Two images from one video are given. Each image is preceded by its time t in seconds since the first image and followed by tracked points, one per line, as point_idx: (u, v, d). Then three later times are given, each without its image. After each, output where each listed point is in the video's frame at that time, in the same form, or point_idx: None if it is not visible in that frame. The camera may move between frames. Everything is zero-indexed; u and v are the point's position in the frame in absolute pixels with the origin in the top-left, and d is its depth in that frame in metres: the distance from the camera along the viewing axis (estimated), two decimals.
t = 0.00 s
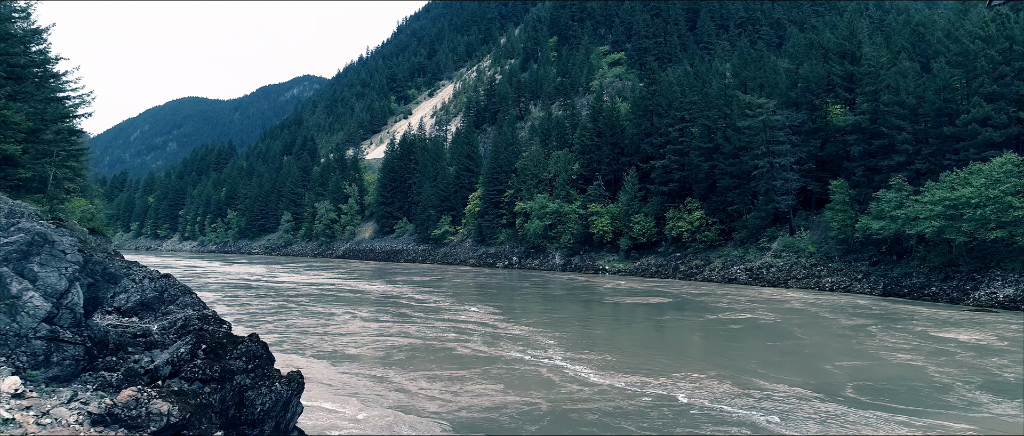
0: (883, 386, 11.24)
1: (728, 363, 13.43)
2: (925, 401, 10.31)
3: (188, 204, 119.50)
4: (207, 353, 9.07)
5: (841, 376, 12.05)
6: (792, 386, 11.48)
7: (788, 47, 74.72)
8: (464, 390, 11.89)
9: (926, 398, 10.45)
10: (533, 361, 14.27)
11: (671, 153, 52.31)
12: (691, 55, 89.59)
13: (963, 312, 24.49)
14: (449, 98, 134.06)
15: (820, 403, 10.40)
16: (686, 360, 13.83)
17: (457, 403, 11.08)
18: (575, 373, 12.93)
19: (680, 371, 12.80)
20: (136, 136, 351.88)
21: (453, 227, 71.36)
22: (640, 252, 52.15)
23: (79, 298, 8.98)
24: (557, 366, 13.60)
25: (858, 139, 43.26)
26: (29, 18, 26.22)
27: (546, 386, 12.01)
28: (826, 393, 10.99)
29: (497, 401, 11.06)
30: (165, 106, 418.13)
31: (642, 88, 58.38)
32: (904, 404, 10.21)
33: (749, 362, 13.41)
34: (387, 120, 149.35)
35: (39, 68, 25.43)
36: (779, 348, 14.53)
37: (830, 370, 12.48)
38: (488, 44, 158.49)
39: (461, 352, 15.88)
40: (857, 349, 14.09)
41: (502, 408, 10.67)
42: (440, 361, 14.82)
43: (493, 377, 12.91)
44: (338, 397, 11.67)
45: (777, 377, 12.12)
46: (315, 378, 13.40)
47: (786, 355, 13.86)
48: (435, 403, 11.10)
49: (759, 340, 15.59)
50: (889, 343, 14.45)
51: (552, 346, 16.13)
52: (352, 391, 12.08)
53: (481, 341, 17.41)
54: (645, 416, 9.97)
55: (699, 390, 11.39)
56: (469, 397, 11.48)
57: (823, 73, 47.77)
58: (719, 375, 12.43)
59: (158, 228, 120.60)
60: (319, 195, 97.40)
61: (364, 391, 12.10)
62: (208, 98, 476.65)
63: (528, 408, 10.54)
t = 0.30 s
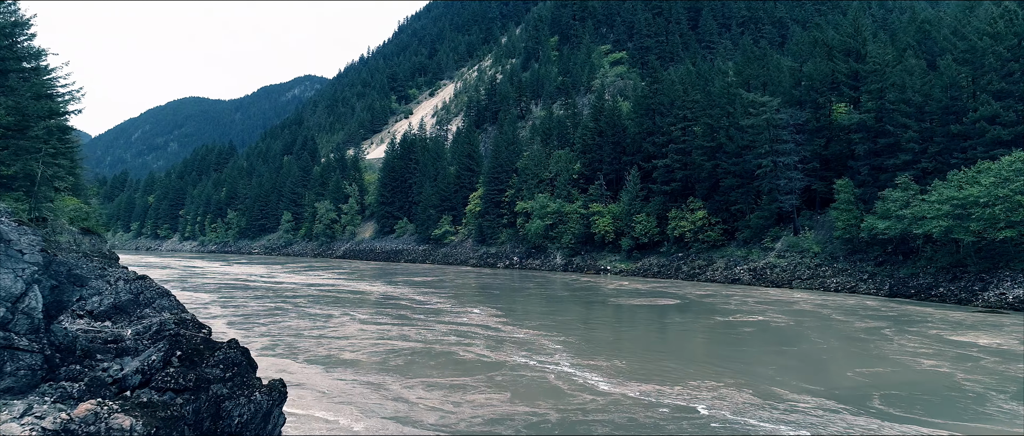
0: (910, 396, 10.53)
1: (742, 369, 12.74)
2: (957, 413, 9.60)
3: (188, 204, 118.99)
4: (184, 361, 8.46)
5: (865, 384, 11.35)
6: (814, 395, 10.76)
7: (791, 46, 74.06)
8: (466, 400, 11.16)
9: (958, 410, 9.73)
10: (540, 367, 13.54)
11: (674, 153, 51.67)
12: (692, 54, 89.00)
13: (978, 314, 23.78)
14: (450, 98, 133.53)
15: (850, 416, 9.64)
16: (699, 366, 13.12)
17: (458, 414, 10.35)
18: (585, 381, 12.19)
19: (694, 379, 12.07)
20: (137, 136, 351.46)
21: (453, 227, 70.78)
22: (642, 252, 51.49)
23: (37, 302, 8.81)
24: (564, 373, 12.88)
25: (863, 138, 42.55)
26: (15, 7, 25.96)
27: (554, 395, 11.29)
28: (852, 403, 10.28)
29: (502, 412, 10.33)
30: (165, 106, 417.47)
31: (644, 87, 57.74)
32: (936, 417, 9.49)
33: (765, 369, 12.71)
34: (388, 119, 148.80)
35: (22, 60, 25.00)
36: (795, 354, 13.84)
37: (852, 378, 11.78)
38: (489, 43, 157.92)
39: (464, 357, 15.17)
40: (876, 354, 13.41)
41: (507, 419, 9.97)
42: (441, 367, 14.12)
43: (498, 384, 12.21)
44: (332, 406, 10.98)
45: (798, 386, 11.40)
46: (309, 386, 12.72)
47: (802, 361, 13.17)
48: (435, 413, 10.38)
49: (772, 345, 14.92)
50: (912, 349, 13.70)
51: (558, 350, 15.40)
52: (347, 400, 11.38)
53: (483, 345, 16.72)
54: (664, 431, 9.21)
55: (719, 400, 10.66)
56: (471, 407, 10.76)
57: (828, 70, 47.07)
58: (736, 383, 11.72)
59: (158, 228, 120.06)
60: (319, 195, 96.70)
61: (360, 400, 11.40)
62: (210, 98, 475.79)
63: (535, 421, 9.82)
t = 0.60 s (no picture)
0: (943, 408, 9.84)
1: (761, 378, 12.02)
2: (1000, 428, 8.86)
3: (188, 204, 118.45)
4: (155, 370, 7.87)
5: (893, 394, 10.64)
6: (842, 407, 10.02)
7: (794, 45, 73.27)
8: (469, 411, 10.43)
9: (1000, 425, 9.00)
10: (548, 374, 12.83)
11: (676, 152, 50.97)
12: (694, 53, 88.29)
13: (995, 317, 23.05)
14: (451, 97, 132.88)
15: (887, 431, 8.88)
16: (715, 374, 12.41)
17: (461, 427, 9.62)
18: (596, 390, 11.47)
19: (712, 389, 11.34)
20: (138, 137, 351.04)
21: (453, 227, 70.14)
22: (644, 253, 50.80)
23: None
24: (574, 381, 12.15)
25: (868, 136, 41.80)
26: None
27: (562, 406, 10.60)
28: (885, 416, 9.53)
29: (508, 425, 9.62)
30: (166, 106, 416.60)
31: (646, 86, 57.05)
32: (978, 432, 8.76)
33: (785, 377, 11.99)
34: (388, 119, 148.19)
35: (10, 55, 24.47)
36: (814, 360, 13.14)
37: (878, 386, 11.10)
38: (490, 43, 157.19)
39: (468, 363, 14.48)
40: (898, 360, 12.73)
41: (514, 434, 9.25)
42: (443, 374, 13.43)
43: (503, 394, 11.49)
44: (326, 417, 10.32)
45: (824, 396, 10.68)
46: (303, 394, 12.04)
47: (823, 369, 12.47)
48: (436, 427, 9.66)
49: (788, 350, 14.23)
50: (940, 355, 12.96)
51: (565, 356, 14.68)
52: (342, 411, 10.68)
53: (487, 350, 16.03)
54: None
55: (742, 412, 9.92)
56: (474, 419, 10.04)
57: (833, 69, 46.32)
58: (758, 393, 10.99)
59: (158, 228, 119.48)
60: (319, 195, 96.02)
61: (356, 410, 10.71)
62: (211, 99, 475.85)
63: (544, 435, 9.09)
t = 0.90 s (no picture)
0: (977, 419, 9.25)
1: (780, 387, 11.36)
2: None
3: (188, 204, 117.96)
4: (127, 380, 7.41)
5: (925, 405, 10.00)
6: (872, 420, 9.36)
7: (798, 43, 72.50)
8: (471, 423, 9.81)
9: None
10: (555, 381, 12.23)
11: (678, 151, 50.38)
12: (696, 52, 87.57)
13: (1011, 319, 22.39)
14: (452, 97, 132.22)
15: None
16: (731, 381, 11.80)
17: None
18: (606, 399, 10.87)
19: (730, 398, 10.69)
20: (139, 137, 350.48)
21: (454, 227, 69.58)
22: (646, 253, 50.22)
23: None
24: (584, 389, 11.54)
25: (873, 135, 41.18)
26: None
27: (569, 417, 9.99)
28: (921, 431, 8.86)
29: None
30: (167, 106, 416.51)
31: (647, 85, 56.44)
32: None
33: (806, 386, 11.34)
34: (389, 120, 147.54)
35: None
36: (833, 367, 12.50)
37: (905, 395, 10.49)
38: (490, 43, 156.51)
39: (471, 368, 13.90)
40: (921, 367, 12.11)
41: None
42: (444, 381, 12.83)
43: (508, 403, 10.87)
44: (320, 428, 9.71)
45: (850, 406, 10.07)
46: (296, 403, 11.46)
47: (845, 377, 11.80)
48: None
49: (803, 355, 13.64)
50: (967, 361, 12.31)
51: (572, 362, 14.05)
52: (337, 422, 10.08)
53: (490, 354, 15.44)
54: None
55: (765, 425, 9.28)
56: (478, 432, 9.40)
57: (836, 67, 45.63)
58: (781, 403, 10.32)
59: (159, 228, 119.07)
60: (319, 194, 95.42)
61: (351, 420, 10.11)
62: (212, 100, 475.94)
63: None
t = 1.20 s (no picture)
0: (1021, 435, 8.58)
1: (804, 396, 10.66)
2: None
3: (188, 204, 117.33)
4: (87, 393, 7.52)
5: (962, 418, 9.31)
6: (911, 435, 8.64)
7: (801, 41, 71.79)
8: None
9: None
10: (563, 390, 11.53)
11: (680, 150, 49.72)
12: (698, 51, 86.93)
13: None
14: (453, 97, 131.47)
15: None
16: (751, 390, 11.10)
17: None
18: (620, 411, 10.14)
19: (753, 410, 9.97)
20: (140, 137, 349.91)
21: (455, 227, 68.86)
22: (648, 253, 49.53)
23: None
24: (596, 400, 10.82)
25: (879, 134, 40.53)
26: None
27: (580, 430, 9.29)
28: None
29: None
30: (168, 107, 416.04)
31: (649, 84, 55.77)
32: None
33: (831, 395, 10.65)
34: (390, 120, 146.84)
35: None
36: (857, 375, 11.82)
37: (937, 407, 9.83)
38: (491, 43, 155.90)
39: (474, 376, 13.23)
40: (951, 375, 11.43)
41: None
42: (444, 390, 12.15)
43: (514, 415, 10.18)
44: None
45: (881, 419, 9.37)
46: (287, 414, 10.78)
47: (871, 386, 11.11)
48: None
49: (823, 361, 12.94)
50: (1000, 370, 11.61)
51: (580, 369, 13.33)
52: None
53: (493, 360, 14.76)
54: None
55: None
56: None
57: (841, 65, 44.94)
58: (808, 416, 9.60)
59: (158, 228, 118.47)
60: (319, 194, 94.72)
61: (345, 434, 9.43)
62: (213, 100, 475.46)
63: None
